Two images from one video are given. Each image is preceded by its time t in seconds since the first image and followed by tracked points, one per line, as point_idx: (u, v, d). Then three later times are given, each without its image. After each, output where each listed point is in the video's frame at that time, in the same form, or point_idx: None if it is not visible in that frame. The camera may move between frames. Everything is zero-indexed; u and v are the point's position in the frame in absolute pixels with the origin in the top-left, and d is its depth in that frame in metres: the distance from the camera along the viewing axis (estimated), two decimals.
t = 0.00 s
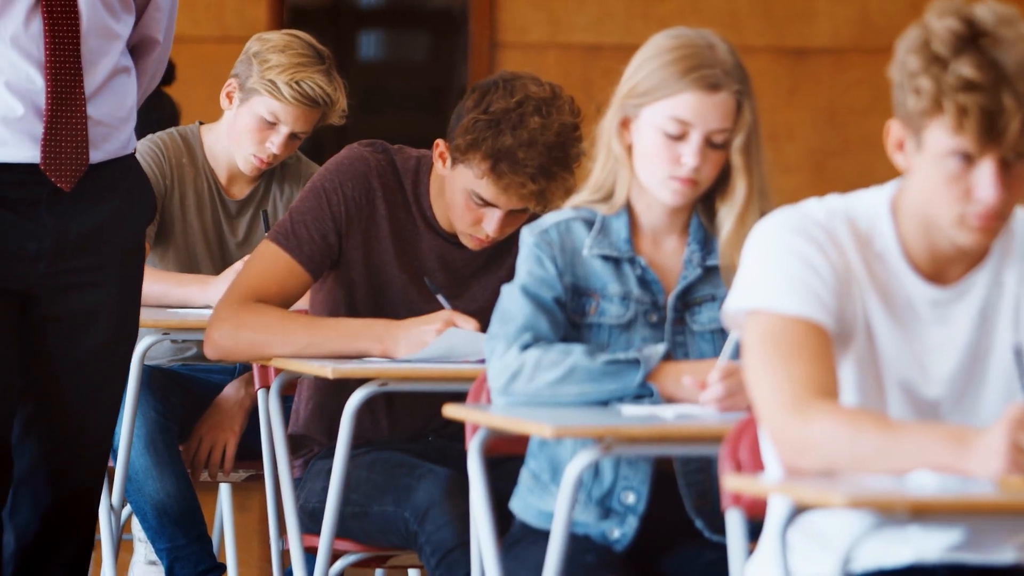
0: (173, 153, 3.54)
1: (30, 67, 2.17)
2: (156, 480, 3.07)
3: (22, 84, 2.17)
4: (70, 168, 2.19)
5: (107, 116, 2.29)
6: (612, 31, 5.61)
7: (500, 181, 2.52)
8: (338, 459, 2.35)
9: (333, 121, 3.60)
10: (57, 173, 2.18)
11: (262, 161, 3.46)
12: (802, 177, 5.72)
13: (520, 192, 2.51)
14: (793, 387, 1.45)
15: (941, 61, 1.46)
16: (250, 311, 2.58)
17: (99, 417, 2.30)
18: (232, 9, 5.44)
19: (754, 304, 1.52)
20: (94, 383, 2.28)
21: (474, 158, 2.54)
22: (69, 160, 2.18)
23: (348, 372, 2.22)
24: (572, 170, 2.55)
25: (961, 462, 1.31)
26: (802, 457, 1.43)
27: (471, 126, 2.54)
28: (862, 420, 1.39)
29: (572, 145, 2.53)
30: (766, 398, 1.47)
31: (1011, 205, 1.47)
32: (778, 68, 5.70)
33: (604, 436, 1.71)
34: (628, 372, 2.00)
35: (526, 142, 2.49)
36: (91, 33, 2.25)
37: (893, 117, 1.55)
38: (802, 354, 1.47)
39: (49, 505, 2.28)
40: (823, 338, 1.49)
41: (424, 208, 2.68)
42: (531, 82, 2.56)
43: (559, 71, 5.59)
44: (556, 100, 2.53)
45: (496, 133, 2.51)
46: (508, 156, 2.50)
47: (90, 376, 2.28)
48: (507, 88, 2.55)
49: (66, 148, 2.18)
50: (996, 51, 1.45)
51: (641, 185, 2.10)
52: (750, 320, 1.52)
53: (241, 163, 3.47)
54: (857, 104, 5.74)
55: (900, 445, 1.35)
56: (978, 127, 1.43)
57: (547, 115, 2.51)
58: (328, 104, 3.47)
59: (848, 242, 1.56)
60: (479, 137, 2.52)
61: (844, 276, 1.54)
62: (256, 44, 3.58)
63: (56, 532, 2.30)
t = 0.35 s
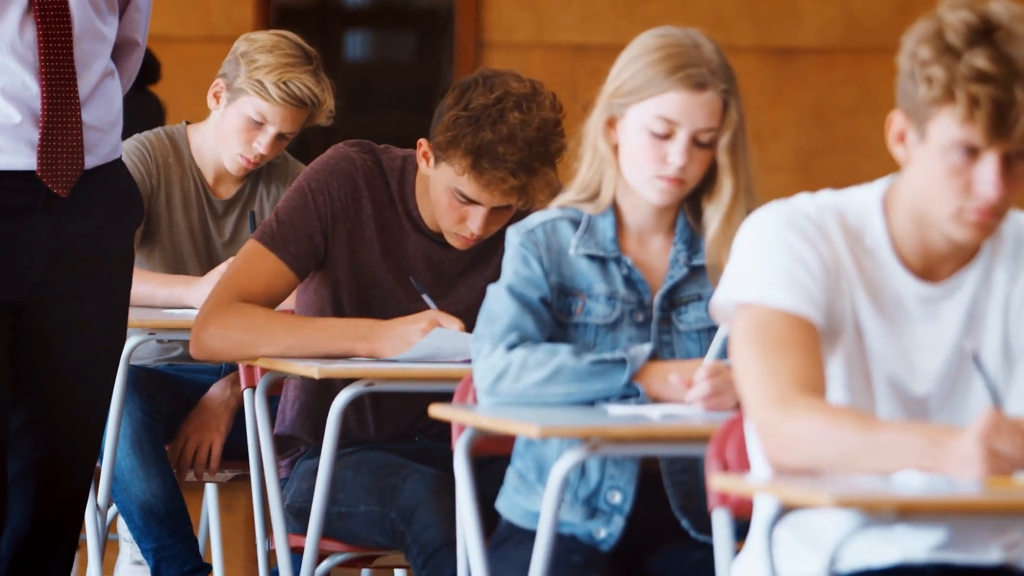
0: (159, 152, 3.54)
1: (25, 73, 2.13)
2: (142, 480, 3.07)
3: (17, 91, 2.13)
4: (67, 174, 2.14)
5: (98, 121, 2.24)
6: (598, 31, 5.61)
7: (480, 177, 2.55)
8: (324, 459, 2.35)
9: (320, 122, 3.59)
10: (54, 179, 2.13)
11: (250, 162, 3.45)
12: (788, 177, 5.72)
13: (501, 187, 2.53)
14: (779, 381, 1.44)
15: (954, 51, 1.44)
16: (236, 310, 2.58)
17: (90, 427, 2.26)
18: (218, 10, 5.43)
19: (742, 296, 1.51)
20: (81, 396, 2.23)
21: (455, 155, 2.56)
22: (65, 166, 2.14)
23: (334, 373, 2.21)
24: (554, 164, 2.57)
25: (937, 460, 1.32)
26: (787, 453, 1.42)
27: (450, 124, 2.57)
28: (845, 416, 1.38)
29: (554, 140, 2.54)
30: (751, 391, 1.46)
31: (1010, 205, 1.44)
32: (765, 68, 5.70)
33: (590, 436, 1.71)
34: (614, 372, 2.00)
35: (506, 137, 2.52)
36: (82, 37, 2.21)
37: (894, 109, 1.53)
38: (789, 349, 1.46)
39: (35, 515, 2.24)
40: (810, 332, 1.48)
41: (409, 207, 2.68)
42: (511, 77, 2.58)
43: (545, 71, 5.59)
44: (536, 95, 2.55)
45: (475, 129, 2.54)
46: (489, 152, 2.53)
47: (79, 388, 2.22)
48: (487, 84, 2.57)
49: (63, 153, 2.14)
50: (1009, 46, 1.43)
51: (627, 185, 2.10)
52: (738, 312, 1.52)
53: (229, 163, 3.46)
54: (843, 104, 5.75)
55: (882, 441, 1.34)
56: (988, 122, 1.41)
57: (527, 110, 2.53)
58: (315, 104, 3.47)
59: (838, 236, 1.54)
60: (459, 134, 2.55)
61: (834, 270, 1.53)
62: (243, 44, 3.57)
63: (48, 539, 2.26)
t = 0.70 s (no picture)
0: (144, 152, 3.55)
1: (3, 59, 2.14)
2: (125, 479, 3.06)
3: None
4: (47, 160, 2.13)
5: (76, 108, 2.23)
6: (583, 30, 5.60)
7: (460, 173, 2.54)
8: (308, 458, 2.35)
9: (305, 122, 3.57)
10: (34, 165, 2.12)
11: (236, 161, 3.46)
12: (772, 176, 5.74)
13: (481, 181, 2.52)
14: (757, 366, 1.43)
15: (966, 51, 1.40)
16: (218, 309, 2.59)
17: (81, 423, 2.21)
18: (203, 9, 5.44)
19: (726, 279, 1.50)
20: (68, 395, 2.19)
21: (434, 152, 2.55)
22: (45, 152, 2.13)
23: (317, 372, 2.21)
24: (534, 157, 2.55)
25: (912, 459, 1.30)
26: (759, 437, 1.41)
27: (429, 120, 2.56)
28: (817, 404, 1.38)
29: (533, 134, 2.52)
30: (728, 374, 1.45)
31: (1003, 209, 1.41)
32: (749, 67, 5.71)
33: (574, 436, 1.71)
34: (598, 371, 2.00)
35: (484, 131, 2.51)
36: (62, 23, 2.20)
37: (893, 101, 1.48)
38: (769, 335, 1.45)
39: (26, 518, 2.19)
40: (791, 319, 1.47)
41: (393, 206, 2.67)
42: (489, 73, 2.56)
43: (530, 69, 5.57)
44: (514, 90, 2.52)
45: (453, 125, 2.53)
46: (467, 147, 2.52)
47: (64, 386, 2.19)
48: (464, 80, 2.56)
49: (42, 139, 2.12)
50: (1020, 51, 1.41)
51: (611, 184, 2.10)
52: (723, 294, 1.50)
53: (214, 163, 3.47)
54: (827, 103, 5.76)
55: (856, 435, 1.33)
56: (996, 127, 1.37)
57: (505, 104, 2.51)
58: (302, 104, 3.44)
59: (828, 226, 1.53)
60: (437, 130, 2.54)
61: (821, 259, 1.51)
62: (229, 44, 3.55)
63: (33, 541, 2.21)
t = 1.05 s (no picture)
0: (126, 150, 3.54)
1: None
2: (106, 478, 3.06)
3: None
4: (20, 156, 2.11)
5: (51, 103, 2.18)
6: (564, 29, 5.62)
7: (437, 167, 2.56)
8: (289, 456, 2.35)
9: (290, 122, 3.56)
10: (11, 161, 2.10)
11: (220, 161, 3.47)
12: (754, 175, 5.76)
13: (458, 176, 2.54)
14: (738, 382, 1.44)
15: (979, 54, 1.39)
16: (198, 307, 2.59)
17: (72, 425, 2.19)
18: (184, 8, 5.44)
19: (706, 293, 1.50)
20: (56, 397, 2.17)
21: (411, 148, 2.57)
22: (17, 147, 2.10)
23: (298, 371, 2.22)
24: (511, 150, 2.58)
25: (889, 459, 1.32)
26: (740, 455, 1.42)
27: (405, 116, 2.58)
28: (796, 416, 1.38)
29: (509, 126, 2.56)
30: (710, 391, 1.46)
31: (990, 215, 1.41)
32: (730, 66, 5.72)
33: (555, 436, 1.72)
34: (579, 370, 2.00)
35: (460, 125, 2.53)
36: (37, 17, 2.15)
37: (891, 96, 1.47)
38: (751, 350, 1.45)
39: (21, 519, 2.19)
40: (772, 333, 1.47)
41: (373, 204, 2.66)
42: (464, 68, 2.58)
43: (510, 70, 5.60)
44: (489, 84, 2.55)
45: (429, 119, 2.54)
46: (444, 141, 2.53)
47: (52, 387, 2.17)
48: (439, 75, 2.57)
49: (14, 134, 2.10)
50: None
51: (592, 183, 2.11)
52: (703, 308, 1.51)
53: (197, 162, 3.48)
54: (808, 102, 5.78)
55: (835, 442, 1.35)
56: (1002, 137, 1.36)
57: (480, 98, 2.54)
58: (286, 104, 3.43)
59: (809, 235, 1.53)
60: (413, 125, 2.55)
61: (802, 269, 1.52)
62: (212, 44, 3.53)
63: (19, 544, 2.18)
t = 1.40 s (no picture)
0: (112, 149, 3.54)
1: None
2: (93, 478, 3.06)
3: None
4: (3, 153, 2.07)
5: (34, 98, 2.14)
6: (549, 29, 5.61)
7: (419, 162, 2.55)
8: (275, 456, 2.35)
9: (276, 123, 3.55)
10: None
11: (205, 161, 3.46)
12: (741, 173, 5.79)
13: (440, 170, 2.54)
14: (723, 383, 1.44)
15: (978, 57, 1.39)
16: (184, 307, 2.59)
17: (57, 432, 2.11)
18: (169, 6, 5.43)
19: (691, 293, 1.51)
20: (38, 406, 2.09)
21: (393, 144, 2.56)
22: None
23: (285, 371, 2.22)
24: (493, 144, 2.57)
25: (871, 456, 1.32)
26: (724, 456, 1.42)
27: (386, 112, 2.58)
28: (780, 417, 1.39)
29: (490, 119, 2.56)
30: (695, 391, 1.46)
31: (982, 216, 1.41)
32: (716, 66, 5.73)
33: (542, 436, 1.72)
34: (566, 369, 2.00)
35: (440, 120, 2.53)
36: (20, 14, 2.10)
37: (885, 96, 1.47)
38: (737, 351, 1.46)
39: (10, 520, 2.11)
40: (759, 333, 1.47)
41: (360, 203, 2.66)
42: (444, 63, 2.59)
43: (496, 69, 5.60)
44: (470, 79, 2.55)
45: (409, 115, 2.54)
46: (425, 136, 2.53)
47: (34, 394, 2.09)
48: (419, 71, 2.58)
49: None
50: None
51: (579, 183, 2.11)
52: (689, 308, 1.51)
53: (184, 162, 3.47)
54: (794, 101, 5.79)
55: (820, 442, 1.35)
56: (999, 138, 1.36)
57: (461, 93, 2.54)
58: (273, 105, 3.43)
59: (796, 235, 1.53)
60: (393, 121, 2.55)
61: (788, 269, 1.52)
62: (200, 43, 3.53)
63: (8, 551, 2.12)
